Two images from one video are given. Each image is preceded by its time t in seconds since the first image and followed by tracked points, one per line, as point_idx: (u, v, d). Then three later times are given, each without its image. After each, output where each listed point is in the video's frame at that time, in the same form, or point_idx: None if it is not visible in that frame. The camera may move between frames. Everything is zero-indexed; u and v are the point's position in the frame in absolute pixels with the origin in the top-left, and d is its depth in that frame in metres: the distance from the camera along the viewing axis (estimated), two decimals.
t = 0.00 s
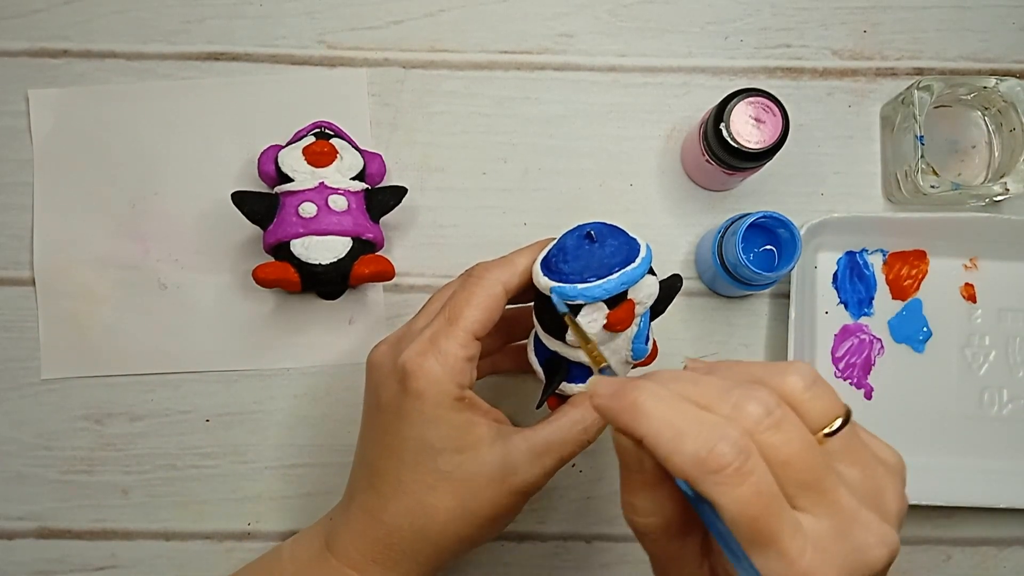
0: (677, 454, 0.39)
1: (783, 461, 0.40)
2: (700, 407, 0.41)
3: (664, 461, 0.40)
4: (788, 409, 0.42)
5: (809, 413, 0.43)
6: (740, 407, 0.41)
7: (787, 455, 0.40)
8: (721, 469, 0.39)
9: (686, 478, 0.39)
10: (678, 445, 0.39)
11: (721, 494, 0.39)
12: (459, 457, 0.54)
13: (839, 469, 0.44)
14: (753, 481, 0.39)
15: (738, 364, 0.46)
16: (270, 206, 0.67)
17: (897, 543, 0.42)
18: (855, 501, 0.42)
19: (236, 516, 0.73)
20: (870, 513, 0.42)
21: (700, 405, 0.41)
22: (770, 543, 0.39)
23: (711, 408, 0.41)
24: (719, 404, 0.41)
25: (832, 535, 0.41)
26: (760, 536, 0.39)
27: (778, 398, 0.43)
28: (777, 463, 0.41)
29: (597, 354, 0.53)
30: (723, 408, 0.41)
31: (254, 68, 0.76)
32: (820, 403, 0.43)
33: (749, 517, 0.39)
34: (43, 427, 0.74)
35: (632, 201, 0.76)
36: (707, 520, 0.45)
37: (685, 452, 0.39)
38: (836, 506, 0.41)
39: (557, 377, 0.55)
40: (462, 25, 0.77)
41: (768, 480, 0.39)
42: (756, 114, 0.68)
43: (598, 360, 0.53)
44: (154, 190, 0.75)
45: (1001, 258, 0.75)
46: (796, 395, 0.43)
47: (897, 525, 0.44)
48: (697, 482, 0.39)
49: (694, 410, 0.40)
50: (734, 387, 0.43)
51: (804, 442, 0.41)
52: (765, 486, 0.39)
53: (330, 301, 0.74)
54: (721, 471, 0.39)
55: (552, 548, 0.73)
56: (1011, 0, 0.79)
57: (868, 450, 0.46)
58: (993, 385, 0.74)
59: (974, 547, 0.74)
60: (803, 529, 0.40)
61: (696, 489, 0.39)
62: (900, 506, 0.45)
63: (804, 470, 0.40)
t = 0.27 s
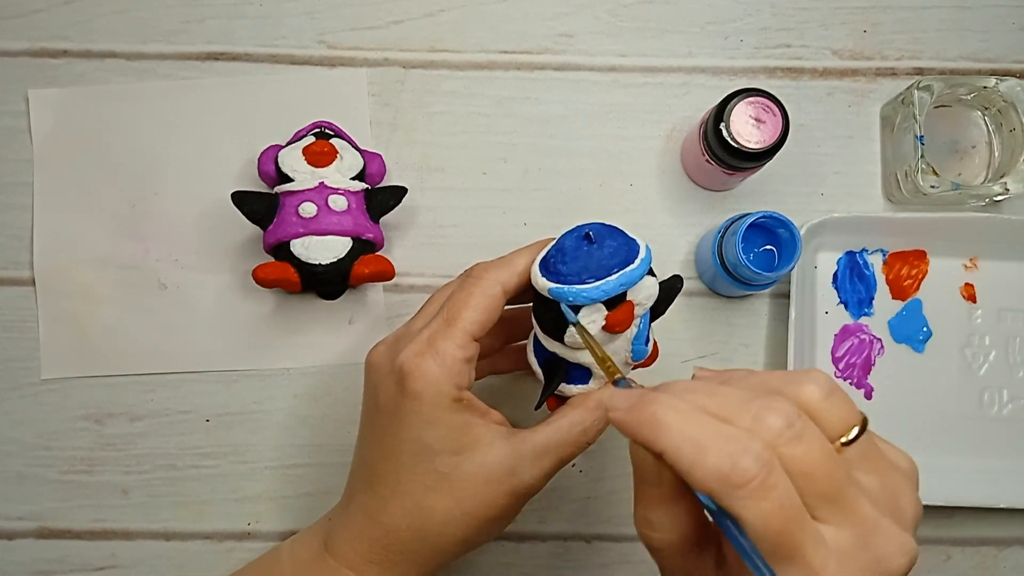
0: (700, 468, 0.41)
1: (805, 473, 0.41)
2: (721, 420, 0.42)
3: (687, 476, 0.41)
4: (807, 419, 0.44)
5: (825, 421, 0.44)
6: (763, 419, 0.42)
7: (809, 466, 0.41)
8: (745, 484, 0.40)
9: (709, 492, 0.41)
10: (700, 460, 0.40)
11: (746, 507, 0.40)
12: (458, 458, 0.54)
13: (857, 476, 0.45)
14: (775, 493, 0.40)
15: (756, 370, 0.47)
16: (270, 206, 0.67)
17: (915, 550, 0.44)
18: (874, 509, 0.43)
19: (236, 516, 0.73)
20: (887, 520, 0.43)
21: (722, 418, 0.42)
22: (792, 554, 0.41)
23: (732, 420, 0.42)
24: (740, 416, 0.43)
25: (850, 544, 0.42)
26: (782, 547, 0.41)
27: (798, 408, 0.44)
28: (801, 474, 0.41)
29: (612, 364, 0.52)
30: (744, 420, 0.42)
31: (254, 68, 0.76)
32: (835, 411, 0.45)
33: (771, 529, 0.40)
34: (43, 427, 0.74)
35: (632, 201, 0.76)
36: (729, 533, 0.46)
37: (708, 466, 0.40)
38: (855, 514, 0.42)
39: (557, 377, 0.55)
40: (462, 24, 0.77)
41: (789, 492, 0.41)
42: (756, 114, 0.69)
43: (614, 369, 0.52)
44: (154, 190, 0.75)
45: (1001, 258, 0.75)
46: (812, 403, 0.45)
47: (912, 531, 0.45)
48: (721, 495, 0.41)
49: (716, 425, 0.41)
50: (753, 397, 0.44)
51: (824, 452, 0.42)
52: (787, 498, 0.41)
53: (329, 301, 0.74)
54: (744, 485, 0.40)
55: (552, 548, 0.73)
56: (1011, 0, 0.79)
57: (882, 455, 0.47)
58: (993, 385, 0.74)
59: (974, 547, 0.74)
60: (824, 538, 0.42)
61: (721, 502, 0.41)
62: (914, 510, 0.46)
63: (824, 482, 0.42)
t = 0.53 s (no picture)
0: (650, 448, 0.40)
1: (762, 457, 0.40)
2: (680, 402, 0.41)
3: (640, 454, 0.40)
4: (771, 406, 0.42)
5: (791, 409, 0.43)
6: (721, 403, 0.41)
7: (766, 452, 0.40)
8: (695, 464, 0.39)
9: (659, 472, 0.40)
10: (651, 440, 0.40)
11: (696, 489, 0.39)
12: (460, 457, 0.55)
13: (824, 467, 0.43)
14: (729, 475, 0.39)
15: (726, 359, 0.46)
16: (271, 206, 0.67)
17: (884, 545, 0.41)
18: (840, 500, 0.41)
19: (236, 516, 0.73)
20: (856, 514, 0.41)
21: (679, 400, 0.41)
22: (744, 539, 0.40)
23: (691, 402, 0.41)
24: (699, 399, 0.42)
25: (813, 535, 0.40)
26: (736, 534, 0.39)
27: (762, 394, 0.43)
28: (757, 459, 0.41)
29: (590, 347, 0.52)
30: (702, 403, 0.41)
31: (254, 68, 0.76)
32: (804, 400, 0.43)
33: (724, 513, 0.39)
34: (43, 427, 0.74)
35: (632, 201, 0.76)
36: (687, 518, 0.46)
37: (659, 446, 0.39)
38: (818, 504, 0.41)
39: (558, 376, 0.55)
40: (462, 24, 0.77)
41: (744, 475, 0.39)
42: (756, 114, 0.69)
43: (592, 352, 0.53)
44: (154, 190, 0.75)
45: (1001, 258, 0.75)
46: (780, 391, 0.43)
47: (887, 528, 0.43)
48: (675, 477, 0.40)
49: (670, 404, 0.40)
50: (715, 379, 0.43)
51: (783, 437, 0.41)
52: (740, 481, 0.39)
53: (329, 301, 0.74)
54: (694, 465, 0.39)
55: (552, 547, 0.73)
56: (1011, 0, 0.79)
57: (857, 448, 0.45)
58: (993, 385, 0.74)
59: (974, 547, 0.74)
60: (783, 527, 0.40)
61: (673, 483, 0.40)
62: (891, 504, 0.44)
63: (782, 467, 0.41)
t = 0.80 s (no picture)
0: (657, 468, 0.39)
1: (769, 478, 0.40)
2: (687, 420, 0.41)
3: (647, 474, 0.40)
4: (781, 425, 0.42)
5: (802, 428, 0.42)
6: (729, 422, 0.41)
7: (774, 473, 0.40)
8: (704, 485, 0.39)
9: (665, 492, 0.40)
10: (657, 459, 0.39)
11: (703, 510, 0.39)
12: (462, 457, 0.55)
13: (833, 486, 0.42)
14: (734, 496, 0.39)
15: (734, 376, 0.46)
16: (271, 206, 0.67)
17: (889, 566, 0.42)
18: (845, 521, 0.41)
19: (236, 516, 0.73)
20: (861, 534, 0.41)
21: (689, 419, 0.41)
22: (749, 560, 0.39)
23: (699, 420, 0.41)
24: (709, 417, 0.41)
25: (818, 555, 0.40)
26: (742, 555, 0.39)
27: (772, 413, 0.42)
28: (765, 479, 0.40)
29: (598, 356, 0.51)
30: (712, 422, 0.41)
31: (254, 68, 0.76)
32: (815, 419, 0.43)
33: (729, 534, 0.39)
34: (43, 427, 0.74)
35: (632, 201, 0.76)
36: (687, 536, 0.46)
37: (666, 466, 0.39)
38: (822, 526, 0.41)
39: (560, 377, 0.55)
40: (462, 24, 0.77)
41: (750, 496, 0.39)
42: (756, 114, 0.69)
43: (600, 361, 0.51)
44: (155, 191, 0.75)
45: (1001, 258, 0.75)
46: (790, 409, 0.43)
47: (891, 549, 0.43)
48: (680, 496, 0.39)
49: (680, 424, 0.40)
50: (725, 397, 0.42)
51: (792, 459, 0.40)
52: (745, 504, 0.39)
53: (329, 301, 0.74)
54: (703, 487, 0.39)
55: (552, 547, 0.73)
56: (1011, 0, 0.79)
57: (867, 467, 0.44)
58: (993, 385, 0.74)
59: (974, 547, 0.74)
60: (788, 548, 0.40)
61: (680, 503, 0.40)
62: (899, 522, 0.44)
63: (790, 487, 0.40)
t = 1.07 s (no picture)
0: (629, 463, 0.40)
1: (741, 473, 0.40)
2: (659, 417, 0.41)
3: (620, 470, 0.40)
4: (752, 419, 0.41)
5: (775, 422, 0.42)
6: (700, 418, 0.40)
7: (745, 467, 0.40)
8: (674, 479, 0.39)
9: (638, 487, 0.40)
10: (627, 454, 0.39)
11: (675, 505, 0.39)
12: (462, 457, 0.55)
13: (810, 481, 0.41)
14: (705, 490, 0.39)
15: (708, 371, 0.45)
16: (271, 206, 0.67)
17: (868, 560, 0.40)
18: (820, 513, 0.40)
19: (236, 516, 0.73)
20: (838, 526, 0.40)
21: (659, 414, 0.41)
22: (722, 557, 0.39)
23: (670, 417, 0.41)
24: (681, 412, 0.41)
25: (793, 548, 0.39)
26: (715, 549, 0.39)
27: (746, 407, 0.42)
28: (737, 474, 0.40)
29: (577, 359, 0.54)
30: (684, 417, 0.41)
31: (254, 68, 0.76)
32: (790, 412, 0.42)
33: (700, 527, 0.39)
34: (43, 427, 0.74)
35: (632, 201, 0.76)
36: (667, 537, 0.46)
37: (637, 462, 0.39)
38: (797, 519, 0.40)
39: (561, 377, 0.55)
40: (462, 24, 0.77)
41: (722, 490, 0.39)
42: (756, 114, 0.68)
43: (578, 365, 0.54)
44: (155, 191, 0.75)
45: (1001, 258, 0.75)
46: (764, 403, 0.42)
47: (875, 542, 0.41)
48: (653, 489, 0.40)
49: (650, 419, 0.40)
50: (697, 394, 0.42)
51: (762, 453, 0.40)
52: (716, 498, 0.39)
53: (329, 301, 0.74)
54: (674, 480, 0.39)
55: (552, 547, 0.73)
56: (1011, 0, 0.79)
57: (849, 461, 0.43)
58: (993, 386, 0.74)
59: (974, 547, 0.74)
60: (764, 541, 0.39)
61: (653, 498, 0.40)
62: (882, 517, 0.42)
63: (764, 479, 0.40)
